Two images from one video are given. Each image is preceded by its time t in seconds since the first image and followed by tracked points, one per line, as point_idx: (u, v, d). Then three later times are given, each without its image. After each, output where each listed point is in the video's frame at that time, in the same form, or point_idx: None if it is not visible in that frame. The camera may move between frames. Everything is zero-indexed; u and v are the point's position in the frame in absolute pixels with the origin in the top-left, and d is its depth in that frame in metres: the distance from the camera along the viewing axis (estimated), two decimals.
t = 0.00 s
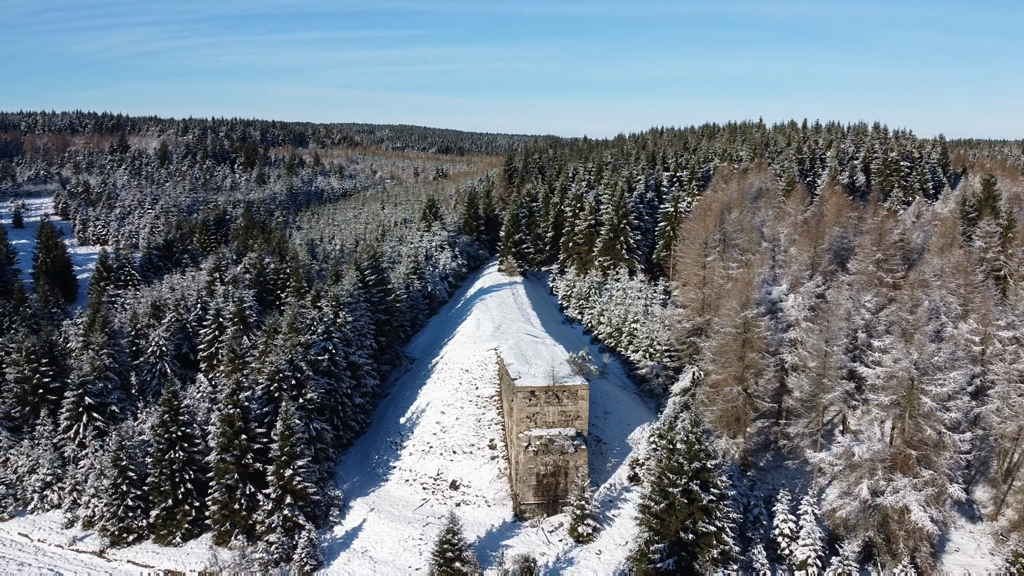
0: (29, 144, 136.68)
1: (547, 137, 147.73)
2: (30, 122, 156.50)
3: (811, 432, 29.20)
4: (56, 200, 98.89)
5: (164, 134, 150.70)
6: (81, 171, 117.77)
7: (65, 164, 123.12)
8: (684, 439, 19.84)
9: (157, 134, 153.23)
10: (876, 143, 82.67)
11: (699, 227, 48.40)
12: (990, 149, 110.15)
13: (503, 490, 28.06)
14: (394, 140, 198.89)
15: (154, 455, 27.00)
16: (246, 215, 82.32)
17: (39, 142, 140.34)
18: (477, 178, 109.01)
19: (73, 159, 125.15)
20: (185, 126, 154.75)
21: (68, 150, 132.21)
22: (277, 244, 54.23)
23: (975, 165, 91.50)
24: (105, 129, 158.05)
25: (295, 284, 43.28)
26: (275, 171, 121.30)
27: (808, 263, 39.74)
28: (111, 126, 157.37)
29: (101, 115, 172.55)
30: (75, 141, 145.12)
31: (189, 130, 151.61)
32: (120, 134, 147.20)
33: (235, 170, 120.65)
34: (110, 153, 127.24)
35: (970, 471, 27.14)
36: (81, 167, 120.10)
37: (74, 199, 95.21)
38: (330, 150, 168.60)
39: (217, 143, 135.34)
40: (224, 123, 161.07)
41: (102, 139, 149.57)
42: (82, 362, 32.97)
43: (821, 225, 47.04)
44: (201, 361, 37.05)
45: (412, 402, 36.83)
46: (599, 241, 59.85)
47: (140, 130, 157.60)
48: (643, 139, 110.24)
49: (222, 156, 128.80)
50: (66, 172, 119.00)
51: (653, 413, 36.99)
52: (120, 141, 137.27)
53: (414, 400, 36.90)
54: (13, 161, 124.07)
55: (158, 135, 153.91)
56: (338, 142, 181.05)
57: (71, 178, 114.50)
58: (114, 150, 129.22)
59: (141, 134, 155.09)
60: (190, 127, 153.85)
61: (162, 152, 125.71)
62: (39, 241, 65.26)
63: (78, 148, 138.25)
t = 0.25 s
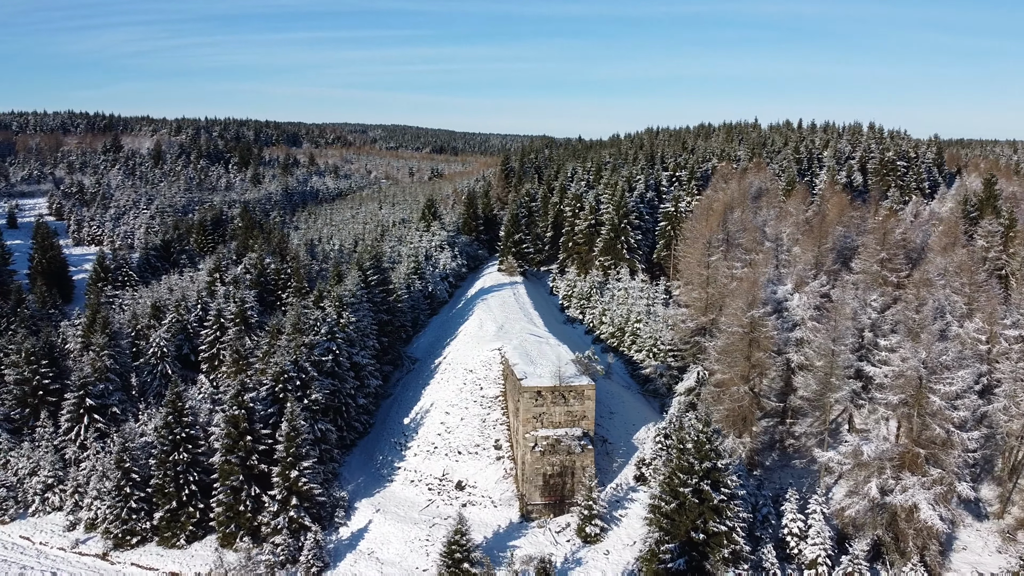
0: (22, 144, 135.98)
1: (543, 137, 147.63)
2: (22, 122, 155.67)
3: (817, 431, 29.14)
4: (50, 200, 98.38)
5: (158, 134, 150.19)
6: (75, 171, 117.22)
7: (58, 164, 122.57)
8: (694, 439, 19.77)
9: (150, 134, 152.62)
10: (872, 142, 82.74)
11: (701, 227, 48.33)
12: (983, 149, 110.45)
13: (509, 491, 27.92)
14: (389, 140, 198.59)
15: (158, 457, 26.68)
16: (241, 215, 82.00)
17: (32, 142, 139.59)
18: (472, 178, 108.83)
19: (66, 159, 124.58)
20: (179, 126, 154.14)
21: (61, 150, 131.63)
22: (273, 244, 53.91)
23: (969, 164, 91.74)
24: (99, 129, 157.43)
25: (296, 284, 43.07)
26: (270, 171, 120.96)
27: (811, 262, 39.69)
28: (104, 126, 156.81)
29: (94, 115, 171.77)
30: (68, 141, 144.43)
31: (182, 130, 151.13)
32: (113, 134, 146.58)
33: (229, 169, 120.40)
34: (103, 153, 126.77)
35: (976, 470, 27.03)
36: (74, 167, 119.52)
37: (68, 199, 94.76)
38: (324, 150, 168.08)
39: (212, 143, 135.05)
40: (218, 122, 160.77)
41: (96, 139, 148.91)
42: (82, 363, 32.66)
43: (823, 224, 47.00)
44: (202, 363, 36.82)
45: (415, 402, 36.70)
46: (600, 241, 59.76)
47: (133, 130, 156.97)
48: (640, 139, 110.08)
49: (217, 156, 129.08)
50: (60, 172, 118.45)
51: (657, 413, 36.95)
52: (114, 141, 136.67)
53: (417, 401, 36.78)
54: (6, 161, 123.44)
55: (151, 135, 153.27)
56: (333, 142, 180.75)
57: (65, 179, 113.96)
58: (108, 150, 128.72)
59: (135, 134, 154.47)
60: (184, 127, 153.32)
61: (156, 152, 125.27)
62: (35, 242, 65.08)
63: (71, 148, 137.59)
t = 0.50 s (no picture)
0: (13, 144, 135.14)
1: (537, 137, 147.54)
2: (12, 122, 154.66)
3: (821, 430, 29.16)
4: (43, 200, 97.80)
5: (151, 134, 149.50)
6: (67, 171, 116.56)
7: (50, 165, 121.83)
8: (702, 439, 19.69)
9: (142, 134, 151.83)
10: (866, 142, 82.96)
11: (702, 226, 48.30)
12: (975, 149, 110.93)
13: (514, 491, 27.86)
14: (382, 140, 198.17)
15: (161, 459, 26.45)
16: (235, 215, 81.63)
17: (22, 141, 138.67)
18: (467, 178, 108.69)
19: (58, 159, 123.81)
20: (171, 126, 153.44)
21: (53, 150, 130.87)
22: (270, 245, 53.66)
23: (962, 164, 92.08)
24: (90, 129, 156.63)
25: (296, 284, 42.88)
26: (264, 171, 120.57)
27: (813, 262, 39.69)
28: (95, 126, 156.00)
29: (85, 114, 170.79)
30: (59, 141, 143.60)
31: (175, 130, 150.44)
32: (105, 134, 145.77)
33: (223, 169, 119.95)
34: (94, 153, 126.09)
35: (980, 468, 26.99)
36: (66, 167, 118.82)
37: (61, 199, 94.18)
38: (317, 150, 167.59)
39: (205, 143, 134.51)
40: (210, 122, 160.10)
41: (87, 139, 148.12)
42: (82, 365, 32.40)
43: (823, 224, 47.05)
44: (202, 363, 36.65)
45: (418, 403, 36.60)
46: (599, 241, 59.70)
47: (125, 130, 156.16)
48: (634, 139, 110.01)
49: (209, 155, 128.47)
50: (52, 172, 117.76)
51: (660, 413, 36.95)
52: (106, 141, 135.89)
53: (420, 401, 36.67)
54: None
55: (143, 135, 152.50)
56: (327, 142, 180.33)
57: (57, 179, 113.27)
58: (100, 150, 128.01)
59: (127, 135, 153.68)
60: (177, 127, 152.67)
61: (148, 152, 124.65)
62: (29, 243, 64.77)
63: (63, 148, 136.79)
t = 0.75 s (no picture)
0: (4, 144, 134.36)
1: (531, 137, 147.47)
2: (2, 122, 153.76)
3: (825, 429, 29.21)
4: (36, 200, 97.28)
5: (143, 134, 148.86)
6: (60, 171, 115.94)
7: (42, 165, 121.17)
8: (711, 438, 19.63)
9: (135, 134, 151.15)
10: (861, 142, 83.12)
11: (704, 226, 48.26)
12: (967, 148, 111.39)
13: (519, 491, 27.77)
14: (374, 140, 197.61)
15: (165, 460, 26.03)
16: (229, 215, 81.27)
17: (14, 142, 137.87)
18: (461, 178, 108.54)
19: (50, 159, 123.13)
20: (163, 126, 152.73)
21: (45, 151, 130.26)
22: (266, 245, 53.34)
23: (956, 164, 92.36)
24: (81, 129, 155.87)
25: (297, 285, 42.68)
26: (258, 171, 120.19)
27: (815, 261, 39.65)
28: (87, 126, 155.27)
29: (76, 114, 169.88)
30: (50, 141, 142.83)
31: (167, 130, 149.84)
32: (97, 134, 145.08)
33: (216, 169, 119.54)
34: (86, 153, 125.48)
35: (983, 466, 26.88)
36: (59, 167, 118.21)
37: (54, 200, 93.66)
38: (311, 150, 167.09)
39: (198, 143, 133.94)
40: (202, 122, 159.50)
41: (79, 139, 147.38)
42: (82, 366, 32.32)
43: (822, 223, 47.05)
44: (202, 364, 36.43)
45: (420, 403, 36.51)
46: (598, 240, 59.61)
47: (116, 130, 155.42)
48: (629, 139, 109.98)
49: (202, 155, 127.98)
50: (44, 172, 117.12)
51: (663, 412, 36.96)
52: (98, 141, 135.19)
53: (422, 401, 36.56)
54: None
55: (135, 134, 151.80)
56: (321, 142, 179.96)
57: (50, 179, 112.64)
58: (93, 150, 127.39)
59: (119, 135, 153.00)
60: (169, 127, 152.03)
61: (141, 153, 124.08)
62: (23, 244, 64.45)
63: (54, 148, 136.04)
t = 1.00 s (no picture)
0: None
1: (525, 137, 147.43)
2: None
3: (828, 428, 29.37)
4: (28, 201, 96.75)
5: (136, 134, 148.24)
6: (52, 172, 115.31)
7: (35, 165, 120.50)
8: (719, 437, 19.59)
9: (127, 134, 150.48)
10: (856, 141, 83.26)
11: (705, 225, 48.23)
12: (958, 148, 111.87)
13: (524, 492, 27.75)
14: (367, 139, 197.17)
15: (168, 462, 25.60)
16: (224, 215, 80.95)
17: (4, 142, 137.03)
18: (455, 178, 108.43)
19: (42, 159, 122.41)
20: (155, 125, 152.10)
21: (37, 151, 129.58)
22: (263, 245, 53.00)
23: (949, 163, 92.72)
24: (72, 129, 155.14)
25: (297, 285, 42.49)
26: (252, 171, 119.81)
27: (817, 260, 39.63)
28: (79, 126, 154.51)
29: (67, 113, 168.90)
30: (41, 141, 142.03)
31: (160, 130, 149.23)
32: (88, 134, 144.34)
33: (209, 169, 119.17)
34: (79, 153, 124.86)
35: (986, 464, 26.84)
36: (51, 167, 117.59)
37: (48, 200, 93.15)
38: (304, 150, 166.59)
39: (191, 143, 133.36)
40: (194, 121, 158.87)
41: (70, 138, 146.66)
42: (81, 367, 32.12)
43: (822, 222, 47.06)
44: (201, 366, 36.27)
45: (423, 403, 36.42)
46: (597, 240, 59.52)
47: (108, 130, 154.77)
48: (624, 138, 109.93)
49: (195, 155, 127.60)
50: (36, 172, 116.46)
51: (665, 412, 37.03)
52: (90, 140, 134.50)
53: (425, 401, 36.46)
54: None
55: (126, 134, 151.15)
56: (315, 142, 179.55)
57: (42, 179, 112.02)
58: (85, 150, 126.76)
59: (111, 135, 152.35)
60: (161, 126, 151.38)
61: (134, 153, 123.53)
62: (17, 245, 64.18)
63: (46, 148, 135.32)
